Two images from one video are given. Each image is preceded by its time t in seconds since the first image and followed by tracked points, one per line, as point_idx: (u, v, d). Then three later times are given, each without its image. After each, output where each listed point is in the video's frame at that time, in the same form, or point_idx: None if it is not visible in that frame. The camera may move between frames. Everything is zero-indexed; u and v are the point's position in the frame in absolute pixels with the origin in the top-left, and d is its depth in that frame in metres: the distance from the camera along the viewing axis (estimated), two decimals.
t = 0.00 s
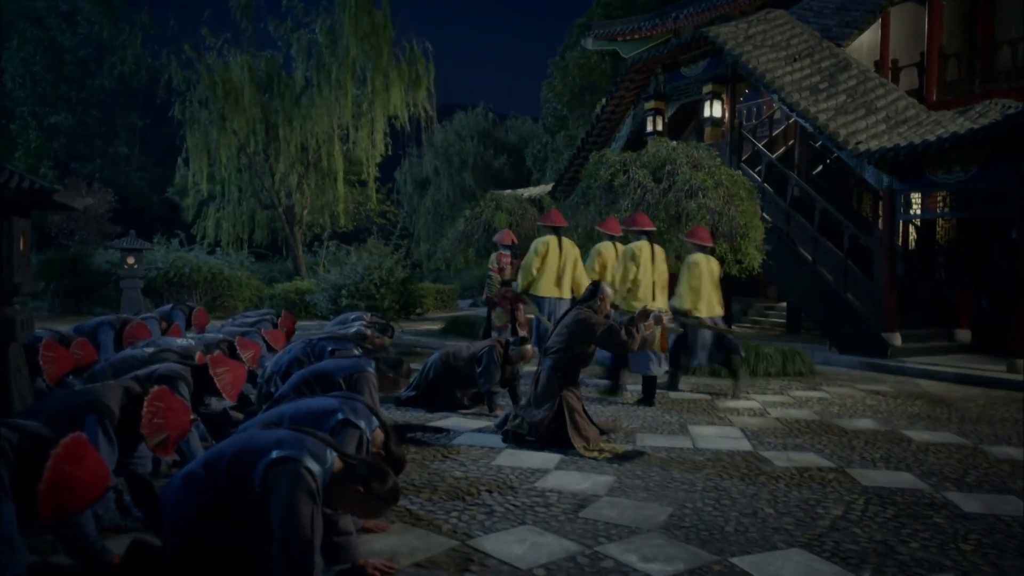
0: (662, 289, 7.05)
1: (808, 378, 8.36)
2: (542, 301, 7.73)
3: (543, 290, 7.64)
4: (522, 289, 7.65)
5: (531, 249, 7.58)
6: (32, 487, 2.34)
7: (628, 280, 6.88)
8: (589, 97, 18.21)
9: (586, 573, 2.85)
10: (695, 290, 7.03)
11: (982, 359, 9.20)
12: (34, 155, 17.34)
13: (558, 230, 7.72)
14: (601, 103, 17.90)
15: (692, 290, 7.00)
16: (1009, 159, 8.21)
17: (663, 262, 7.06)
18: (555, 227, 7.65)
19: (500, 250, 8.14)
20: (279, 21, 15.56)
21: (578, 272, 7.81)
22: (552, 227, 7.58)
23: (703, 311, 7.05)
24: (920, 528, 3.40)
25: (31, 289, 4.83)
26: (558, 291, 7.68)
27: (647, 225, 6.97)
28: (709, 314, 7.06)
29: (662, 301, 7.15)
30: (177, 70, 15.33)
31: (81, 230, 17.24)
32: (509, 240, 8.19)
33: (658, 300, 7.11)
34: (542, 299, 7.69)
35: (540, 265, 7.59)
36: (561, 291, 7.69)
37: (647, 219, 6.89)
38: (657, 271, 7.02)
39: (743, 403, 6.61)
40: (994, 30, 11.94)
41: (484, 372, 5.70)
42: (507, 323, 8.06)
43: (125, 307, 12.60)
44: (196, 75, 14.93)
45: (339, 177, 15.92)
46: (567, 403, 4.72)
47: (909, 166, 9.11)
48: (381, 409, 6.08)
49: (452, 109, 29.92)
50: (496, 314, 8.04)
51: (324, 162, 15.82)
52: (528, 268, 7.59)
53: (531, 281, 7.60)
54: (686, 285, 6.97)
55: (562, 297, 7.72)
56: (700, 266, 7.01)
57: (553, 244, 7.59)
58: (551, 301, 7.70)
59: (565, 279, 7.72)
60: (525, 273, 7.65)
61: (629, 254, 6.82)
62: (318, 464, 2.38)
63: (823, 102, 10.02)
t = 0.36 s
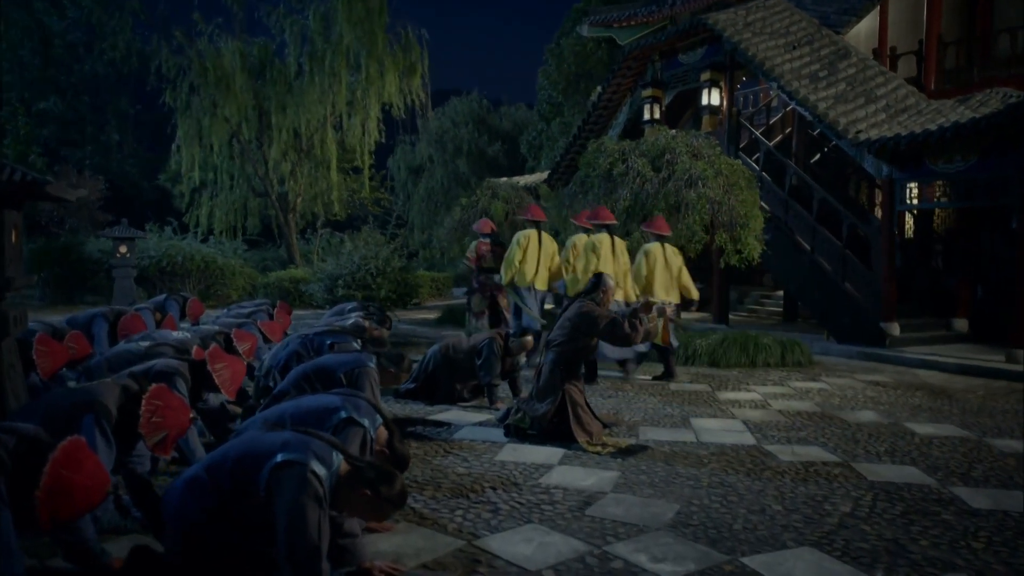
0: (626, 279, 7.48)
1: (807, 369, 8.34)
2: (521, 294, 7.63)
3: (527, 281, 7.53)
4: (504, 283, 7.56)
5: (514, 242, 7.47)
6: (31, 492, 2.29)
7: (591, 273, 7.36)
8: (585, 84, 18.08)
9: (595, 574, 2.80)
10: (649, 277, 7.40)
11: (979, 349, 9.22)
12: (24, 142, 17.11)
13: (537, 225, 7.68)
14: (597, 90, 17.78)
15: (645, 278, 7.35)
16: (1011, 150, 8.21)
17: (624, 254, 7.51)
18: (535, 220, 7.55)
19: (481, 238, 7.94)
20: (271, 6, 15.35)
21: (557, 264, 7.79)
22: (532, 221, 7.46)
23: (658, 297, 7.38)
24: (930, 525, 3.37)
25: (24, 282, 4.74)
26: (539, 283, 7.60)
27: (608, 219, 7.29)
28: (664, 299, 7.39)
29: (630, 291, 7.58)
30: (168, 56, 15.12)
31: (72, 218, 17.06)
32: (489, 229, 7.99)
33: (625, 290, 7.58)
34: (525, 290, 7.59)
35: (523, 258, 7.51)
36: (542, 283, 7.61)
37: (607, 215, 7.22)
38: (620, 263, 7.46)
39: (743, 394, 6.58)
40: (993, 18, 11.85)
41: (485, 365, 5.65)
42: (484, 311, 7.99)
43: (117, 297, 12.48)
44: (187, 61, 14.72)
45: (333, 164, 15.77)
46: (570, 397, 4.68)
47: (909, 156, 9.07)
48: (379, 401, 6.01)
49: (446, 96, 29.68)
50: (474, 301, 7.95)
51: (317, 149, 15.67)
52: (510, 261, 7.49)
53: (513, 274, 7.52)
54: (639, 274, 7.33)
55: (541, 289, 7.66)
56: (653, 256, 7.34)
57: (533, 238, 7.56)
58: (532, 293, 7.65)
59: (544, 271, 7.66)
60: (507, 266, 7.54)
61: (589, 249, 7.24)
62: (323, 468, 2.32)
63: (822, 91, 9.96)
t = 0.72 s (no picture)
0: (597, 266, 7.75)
1: (809, 356, 8.31)
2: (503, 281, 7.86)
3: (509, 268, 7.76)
4: (486, 270, 7.81)
5: (494, 231, 7.67)
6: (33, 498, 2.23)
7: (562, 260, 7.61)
8: (584, 66, 17.88)
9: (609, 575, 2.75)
10: (623, 261, 7.43)
11: (981, 335, 9.20)
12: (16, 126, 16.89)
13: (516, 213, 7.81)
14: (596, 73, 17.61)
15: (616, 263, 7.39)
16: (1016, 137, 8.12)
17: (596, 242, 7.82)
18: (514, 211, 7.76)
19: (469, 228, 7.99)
20: None
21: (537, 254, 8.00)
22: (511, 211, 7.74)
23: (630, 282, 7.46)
24: (945, 521, 3.33)
25: (20, 274, 4.65)
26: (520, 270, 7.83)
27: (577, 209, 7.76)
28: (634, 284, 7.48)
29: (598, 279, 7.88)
30: (161, 38, 14.88)
31: (66, 202, 16.88)
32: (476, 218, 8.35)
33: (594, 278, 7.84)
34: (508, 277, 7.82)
35: (503, 247, 7.73)
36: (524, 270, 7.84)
37: (578, 204, 7.60)
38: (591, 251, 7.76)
39: (747, 383, 6.54)
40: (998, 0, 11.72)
41: (488, 355, 5.59)
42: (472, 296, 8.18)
43: (113, 283, 12.38)
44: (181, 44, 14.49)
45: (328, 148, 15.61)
46: (576, 388, 4.62)
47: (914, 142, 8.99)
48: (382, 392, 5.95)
49: (442, 78, 29.39)
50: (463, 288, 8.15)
51: (313, 133, 15.49)
52: (491, 250, 7.73)
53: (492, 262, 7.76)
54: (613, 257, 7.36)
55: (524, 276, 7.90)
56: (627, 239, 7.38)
57: (513, 227, 7.73)
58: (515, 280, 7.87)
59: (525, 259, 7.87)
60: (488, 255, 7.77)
61: (560, 235, 7.57)
62: (334, 470, 2.26)
63: (826, 75, 9.86)
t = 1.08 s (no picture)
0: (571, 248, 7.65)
1: (811, 342, 8.28)
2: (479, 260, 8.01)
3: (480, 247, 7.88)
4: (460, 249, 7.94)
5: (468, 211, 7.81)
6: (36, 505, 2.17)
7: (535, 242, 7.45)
8: (582, 47, 17.67)
9: None
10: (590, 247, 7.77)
11: (983, 321, 9.17)
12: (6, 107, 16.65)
13: (492, 194, 7.92)
14: (594, 54, 17.43)
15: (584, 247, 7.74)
16: None
17: (571, 224, 7.71)
18: (490, 191, 7.83)
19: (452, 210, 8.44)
20: None
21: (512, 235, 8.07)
22: (487, 191, 7.81)
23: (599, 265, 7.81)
24: (960, 517, 3.29)
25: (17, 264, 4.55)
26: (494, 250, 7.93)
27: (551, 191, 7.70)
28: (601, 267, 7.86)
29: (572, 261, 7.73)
30: (153, 17, 14.62)
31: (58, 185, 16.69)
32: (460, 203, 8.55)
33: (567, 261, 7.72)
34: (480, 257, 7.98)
35: (475, 226, 7.83)
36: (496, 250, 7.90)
37: (553, 186, 7.49)
38: (565, 234, 7.66)
39: (751, 370, 6.50)
40: None
41: (492, 344, 5.52)
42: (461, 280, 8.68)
43: (108, 267, 12.26)
44: (173, 23, 14.25)
45: (324, 130, 15.43)
46: (583, 379, 4.55)
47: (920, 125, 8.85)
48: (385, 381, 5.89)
49: (437, 59, 29.07)
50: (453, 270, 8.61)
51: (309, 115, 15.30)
52: (464, 230, 7.83)
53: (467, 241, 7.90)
54: (581, 242, 7.69)
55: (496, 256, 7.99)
56: (593, 224, 7.77)
57: (488, 208, 7.85)
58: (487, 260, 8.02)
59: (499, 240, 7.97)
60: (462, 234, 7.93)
61: (534, 217, 7.47)
62: (346, 475, 2.19)
63: (830, 58, 9.74)
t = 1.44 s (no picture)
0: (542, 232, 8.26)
1: (814, 327, 8.23)
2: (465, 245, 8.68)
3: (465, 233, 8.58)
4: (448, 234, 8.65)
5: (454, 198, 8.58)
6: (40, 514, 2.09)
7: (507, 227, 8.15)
8: (579, 24, 17.43)
9: None
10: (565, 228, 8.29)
11: (985, 305, 9.13)
12: None
13: (477, 181, 8.69)
14: (592, 32, 17.20)
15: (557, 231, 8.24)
16: None
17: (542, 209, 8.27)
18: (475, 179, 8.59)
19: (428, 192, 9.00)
20: None
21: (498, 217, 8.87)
22: (472, 178, 8.57)
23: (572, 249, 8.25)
24: (976, 513, 3.25)
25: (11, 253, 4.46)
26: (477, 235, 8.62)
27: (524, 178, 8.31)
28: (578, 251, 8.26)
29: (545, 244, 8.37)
30: None
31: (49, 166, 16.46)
32: (435, 185, 8.99)
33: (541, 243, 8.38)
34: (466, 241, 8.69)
35: (462, 212, 8.57)
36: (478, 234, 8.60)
37: (523, 175, 8.06)
38: (537, 219, 8.28)
39: (755, 357, 6.45)
40: None
41: (496, 332, 5.44)
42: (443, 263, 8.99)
43: (101, 250, 12.11)
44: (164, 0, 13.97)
45: (318, 109, 15.21)
46: (590, 369, 4.48)
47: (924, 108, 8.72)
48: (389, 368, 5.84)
49: (432, 36, 28.71)
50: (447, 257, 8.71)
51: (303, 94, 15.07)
52: (452, 217, 8.59)
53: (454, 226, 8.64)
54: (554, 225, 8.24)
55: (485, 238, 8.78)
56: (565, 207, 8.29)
57: (472, 195, 8.59)
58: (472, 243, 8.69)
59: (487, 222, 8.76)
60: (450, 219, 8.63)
61: (504, 204, 8.12)
62: (359, 482, 2.12)
63: (834, 38, 9.61)
